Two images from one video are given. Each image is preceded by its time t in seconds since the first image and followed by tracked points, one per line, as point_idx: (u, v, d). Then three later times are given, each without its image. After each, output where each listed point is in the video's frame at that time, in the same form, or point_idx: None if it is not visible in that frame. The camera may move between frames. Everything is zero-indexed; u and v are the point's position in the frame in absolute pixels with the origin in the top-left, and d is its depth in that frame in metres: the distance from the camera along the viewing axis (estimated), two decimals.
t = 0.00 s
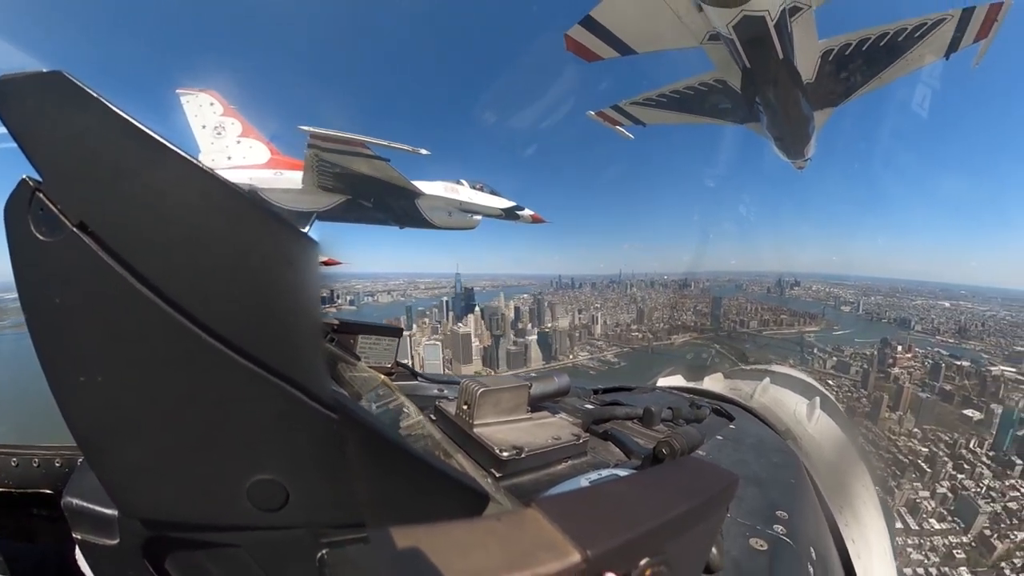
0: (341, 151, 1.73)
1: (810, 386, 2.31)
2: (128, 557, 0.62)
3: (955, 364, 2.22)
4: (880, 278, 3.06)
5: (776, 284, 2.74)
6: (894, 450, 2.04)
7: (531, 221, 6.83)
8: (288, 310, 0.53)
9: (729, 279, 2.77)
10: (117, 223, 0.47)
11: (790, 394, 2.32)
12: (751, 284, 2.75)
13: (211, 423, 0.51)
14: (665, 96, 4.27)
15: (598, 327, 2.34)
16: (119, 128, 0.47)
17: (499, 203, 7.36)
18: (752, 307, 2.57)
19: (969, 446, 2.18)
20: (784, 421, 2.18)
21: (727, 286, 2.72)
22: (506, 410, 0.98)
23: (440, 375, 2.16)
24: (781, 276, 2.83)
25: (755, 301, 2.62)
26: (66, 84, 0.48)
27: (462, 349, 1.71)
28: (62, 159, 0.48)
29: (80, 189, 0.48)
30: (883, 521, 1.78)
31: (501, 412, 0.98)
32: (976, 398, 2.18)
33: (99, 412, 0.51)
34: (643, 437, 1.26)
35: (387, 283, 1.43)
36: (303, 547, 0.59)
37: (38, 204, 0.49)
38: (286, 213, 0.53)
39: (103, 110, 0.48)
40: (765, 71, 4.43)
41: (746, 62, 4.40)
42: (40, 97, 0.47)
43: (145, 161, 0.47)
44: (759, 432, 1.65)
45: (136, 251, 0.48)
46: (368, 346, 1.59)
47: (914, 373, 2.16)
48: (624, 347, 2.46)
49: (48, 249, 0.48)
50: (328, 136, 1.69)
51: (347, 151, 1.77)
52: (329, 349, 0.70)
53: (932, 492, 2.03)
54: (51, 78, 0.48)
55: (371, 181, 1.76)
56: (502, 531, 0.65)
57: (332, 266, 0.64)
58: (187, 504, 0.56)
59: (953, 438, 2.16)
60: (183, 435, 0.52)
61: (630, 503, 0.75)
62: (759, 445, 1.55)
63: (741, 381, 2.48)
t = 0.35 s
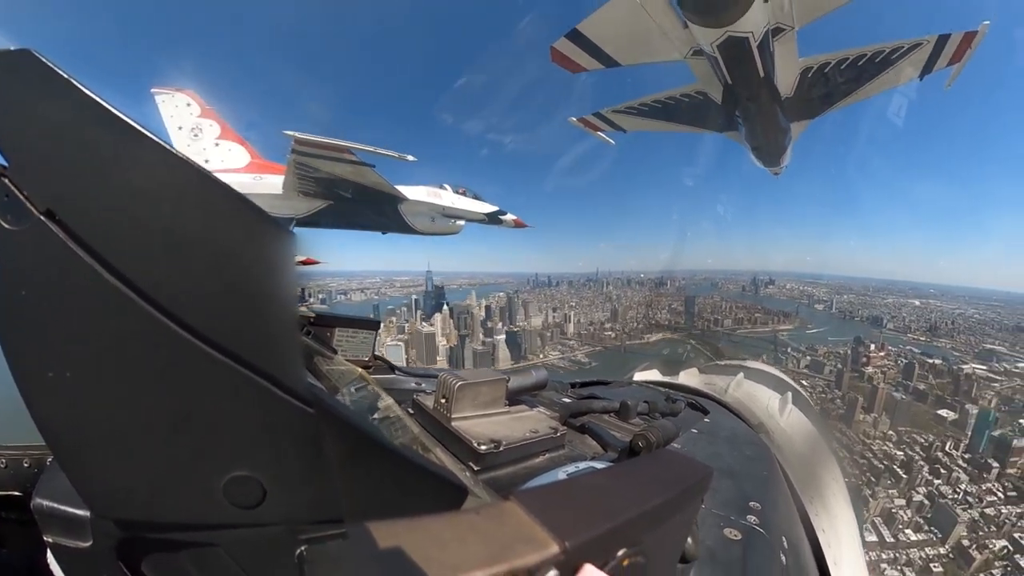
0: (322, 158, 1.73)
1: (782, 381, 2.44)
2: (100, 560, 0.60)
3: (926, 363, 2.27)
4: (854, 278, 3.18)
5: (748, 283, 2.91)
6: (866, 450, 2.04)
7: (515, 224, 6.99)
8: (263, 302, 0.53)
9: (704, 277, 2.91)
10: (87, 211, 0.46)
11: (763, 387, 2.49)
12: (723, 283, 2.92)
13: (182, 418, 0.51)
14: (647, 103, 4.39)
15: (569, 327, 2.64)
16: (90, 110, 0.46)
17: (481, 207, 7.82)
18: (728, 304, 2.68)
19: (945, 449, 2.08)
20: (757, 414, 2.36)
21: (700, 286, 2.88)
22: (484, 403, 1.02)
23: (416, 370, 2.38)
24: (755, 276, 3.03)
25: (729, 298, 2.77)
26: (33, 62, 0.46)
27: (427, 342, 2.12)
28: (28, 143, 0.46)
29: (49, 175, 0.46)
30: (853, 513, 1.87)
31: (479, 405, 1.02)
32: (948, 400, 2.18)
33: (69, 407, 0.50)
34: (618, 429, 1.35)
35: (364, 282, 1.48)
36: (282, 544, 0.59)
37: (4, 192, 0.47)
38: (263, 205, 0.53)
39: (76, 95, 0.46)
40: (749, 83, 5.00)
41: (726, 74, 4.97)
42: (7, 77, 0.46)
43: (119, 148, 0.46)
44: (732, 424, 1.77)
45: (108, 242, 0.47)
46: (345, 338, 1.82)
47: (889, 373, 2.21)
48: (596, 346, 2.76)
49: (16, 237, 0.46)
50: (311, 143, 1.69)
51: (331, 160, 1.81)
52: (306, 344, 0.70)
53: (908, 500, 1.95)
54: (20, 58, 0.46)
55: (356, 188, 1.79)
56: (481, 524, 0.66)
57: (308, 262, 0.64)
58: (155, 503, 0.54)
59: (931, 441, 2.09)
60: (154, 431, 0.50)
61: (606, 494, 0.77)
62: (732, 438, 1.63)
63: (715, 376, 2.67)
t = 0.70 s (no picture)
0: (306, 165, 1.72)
1: (763, 379, 2.55)
2: (76, 567, 0.59)
3: (906, 363, 2.36)
4: (834, 276, 3.28)
5: (731, 282, 3.00)
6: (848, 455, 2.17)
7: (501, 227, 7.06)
8: (246, 302, 0.53)
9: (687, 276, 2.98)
10: (65, 208, 0.45)
11: (741, 384, 2.62)
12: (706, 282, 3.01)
13: (160, 419, 0.50)
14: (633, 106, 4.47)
15: (548, 326, 2.43)
16: (68, 103, 0.45)
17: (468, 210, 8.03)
18: (710, 303, 2.76)
19: (929, 454, 2.32)
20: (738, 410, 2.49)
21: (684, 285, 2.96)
22: (468, 402, 1.03)
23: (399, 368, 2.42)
24: (738, 275, 3.08)
25: (712, 297, 2.85)
26: (9, 52, 0.45)
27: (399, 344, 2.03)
28: None
29: (21, 169, 0.45)
30: (832, 506, 1.95)
31: (463, 404, 1.02)
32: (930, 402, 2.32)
33: (45, 409, 0.49)
34: (602, 426, 1.37)
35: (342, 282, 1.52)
36: (265, 548, 0.59)
37: None
38: (247, 205, 0.53)
39: (52, 86, 0.45)
40: (733, 90, 5.37)
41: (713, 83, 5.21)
42: None
43: (109, 148, 0.45)
44: (715, 420, 1.84)
45: (87, 240, 0.46)
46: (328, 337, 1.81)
47: (869, 373, 2.32)
48: (575, 347, 2.61)
49: None
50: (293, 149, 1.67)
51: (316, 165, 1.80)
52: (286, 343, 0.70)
53: (892, 511, 2.09)
54: None
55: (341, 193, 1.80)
56: (466, 523, 0.67)
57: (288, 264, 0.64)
58: (126, 504, 0.53)
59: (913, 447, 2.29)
60: (134, 433, 0.50)
61: (590, 491, 0.79)
62: (713, 434, 1.69)
63: (695, 373, 2.82)
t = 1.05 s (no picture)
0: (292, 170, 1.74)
1: (744, 375, 2.59)
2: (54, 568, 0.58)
3: (891, 363, 2.55)
4: (818, 275, 3.37)
5: (715, 281, 3.09)
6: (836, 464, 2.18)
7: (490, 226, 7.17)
8: (229, 297, 0.53)
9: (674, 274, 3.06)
10: (37, 194, 0.43)
11: (723, 381, 2.66)
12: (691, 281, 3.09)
13: (142, 414, 0.49)
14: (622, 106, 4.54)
15: (529, 326, 2.76)
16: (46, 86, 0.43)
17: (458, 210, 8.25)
18: (694, 301, 2.83)
19: (919, 461, 2.40)
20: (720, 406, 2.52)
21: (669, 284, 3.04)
22: (452, 396, 1.04)
23: (385, 363, 2.43)
24: (723, 273, 3.17)
25: (697, 295, 2.93)
26: None
27: (368, 342, 2.23)
28: None
29: None
30: (811, 501, 2.03)
31: (447, 398, 1.03)
32: (918, 406, 2.50)
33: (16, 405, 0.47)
34: (585, 421, 1.40)
35: (328, 281, 1.58)
36: (248, 543, 0.59)
37: None
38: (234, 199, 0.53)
39: (30, 68, 0.44)
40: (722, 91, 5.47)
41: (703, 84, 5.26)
42: None
43: (97, 139, 0.44)
44: (696, 416, 1.88)
45: (60, 229, 0.44)
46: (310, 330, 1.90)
47: (855, 376, 2.44)
48: (556, 347, 2.87)
49: None
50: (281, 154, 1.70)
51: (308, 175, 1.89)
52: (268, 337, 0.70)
53: (881, 528, 2.17)
54: None
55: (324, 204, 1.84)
56: (449, 517, 0.68)
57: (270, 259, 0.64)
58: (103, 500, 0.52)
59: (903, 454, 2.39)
60: (114, 429, 0.49)
61: (572, 486, 0.80)
62: (694, 429, 1.73)
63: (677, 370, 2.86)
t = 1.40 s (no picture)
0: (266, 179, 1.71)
1: (734, 371, 2.58)
2: None
3: (884, 364, 2.52)
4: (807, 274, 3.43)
5: (702, 283, 3.23)
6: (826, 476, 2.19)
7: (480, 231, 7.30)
8: (217, 298, 0.53)
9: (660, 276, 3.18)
10: (18, 191, 0.42)
11: (710, 377, 2.64)
12: (680, 281, 3.20)
13: (131, 417, 0.49)
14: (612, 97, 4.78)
15: (513, 327, 2.93)
16: (29, 85, 0.42)
17: (449, 213, 8.43)
18: (677, 302, 3.01)
19: (915, 472, 2.39)
20: (710, 404, 2.49)
21: (657, 284, 3.13)
22: (443, 395, 1.04)
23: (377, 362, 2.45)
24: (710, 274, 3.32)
25: (681, 297, 3.06)
26: None
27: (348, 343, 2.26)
28: None
29: None
30: (802, 494, 2.02)
31: (438, 398, 1.03)
32: (911, 411, 2.45)
33: None
34: (576, 418, 1.42)
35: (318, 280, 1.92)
36: (241, 547, 0.59)
37: None
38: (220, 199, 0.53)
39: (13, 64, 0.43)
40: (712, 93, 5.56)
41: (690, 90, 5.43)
42: None
43: (84, 137, 0.44)
44: (686, 412, 1.91)
45: (41, 229, 0.43)
46: (301, 330, 1.93)
47: (847, 379, 2.43)
48: (539, 347, 3.02)
49: None
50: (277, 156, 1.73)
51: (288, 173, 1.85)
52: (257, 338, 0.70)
53: (875, 547, 2.12)
54: None
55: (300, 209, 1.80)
56: (442, 516, 0.68)
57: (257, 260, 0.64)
58: (91, 508, 0.51)
59: (897, 463, 2.35)
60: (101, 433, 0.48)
61: (565, 483, 0.81)
62: (684, 425, 1.76)
63: (666, 365, 2.84)
